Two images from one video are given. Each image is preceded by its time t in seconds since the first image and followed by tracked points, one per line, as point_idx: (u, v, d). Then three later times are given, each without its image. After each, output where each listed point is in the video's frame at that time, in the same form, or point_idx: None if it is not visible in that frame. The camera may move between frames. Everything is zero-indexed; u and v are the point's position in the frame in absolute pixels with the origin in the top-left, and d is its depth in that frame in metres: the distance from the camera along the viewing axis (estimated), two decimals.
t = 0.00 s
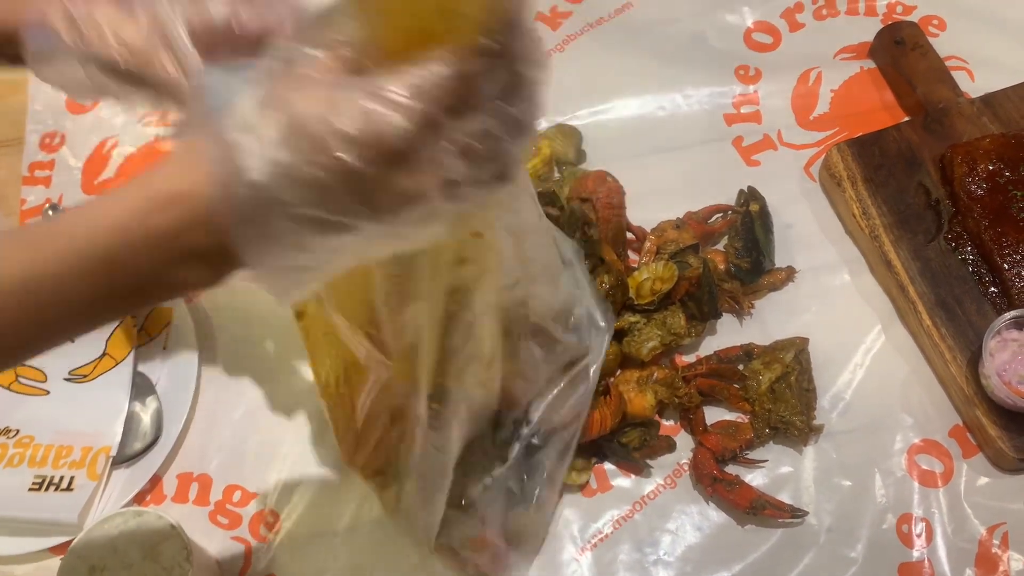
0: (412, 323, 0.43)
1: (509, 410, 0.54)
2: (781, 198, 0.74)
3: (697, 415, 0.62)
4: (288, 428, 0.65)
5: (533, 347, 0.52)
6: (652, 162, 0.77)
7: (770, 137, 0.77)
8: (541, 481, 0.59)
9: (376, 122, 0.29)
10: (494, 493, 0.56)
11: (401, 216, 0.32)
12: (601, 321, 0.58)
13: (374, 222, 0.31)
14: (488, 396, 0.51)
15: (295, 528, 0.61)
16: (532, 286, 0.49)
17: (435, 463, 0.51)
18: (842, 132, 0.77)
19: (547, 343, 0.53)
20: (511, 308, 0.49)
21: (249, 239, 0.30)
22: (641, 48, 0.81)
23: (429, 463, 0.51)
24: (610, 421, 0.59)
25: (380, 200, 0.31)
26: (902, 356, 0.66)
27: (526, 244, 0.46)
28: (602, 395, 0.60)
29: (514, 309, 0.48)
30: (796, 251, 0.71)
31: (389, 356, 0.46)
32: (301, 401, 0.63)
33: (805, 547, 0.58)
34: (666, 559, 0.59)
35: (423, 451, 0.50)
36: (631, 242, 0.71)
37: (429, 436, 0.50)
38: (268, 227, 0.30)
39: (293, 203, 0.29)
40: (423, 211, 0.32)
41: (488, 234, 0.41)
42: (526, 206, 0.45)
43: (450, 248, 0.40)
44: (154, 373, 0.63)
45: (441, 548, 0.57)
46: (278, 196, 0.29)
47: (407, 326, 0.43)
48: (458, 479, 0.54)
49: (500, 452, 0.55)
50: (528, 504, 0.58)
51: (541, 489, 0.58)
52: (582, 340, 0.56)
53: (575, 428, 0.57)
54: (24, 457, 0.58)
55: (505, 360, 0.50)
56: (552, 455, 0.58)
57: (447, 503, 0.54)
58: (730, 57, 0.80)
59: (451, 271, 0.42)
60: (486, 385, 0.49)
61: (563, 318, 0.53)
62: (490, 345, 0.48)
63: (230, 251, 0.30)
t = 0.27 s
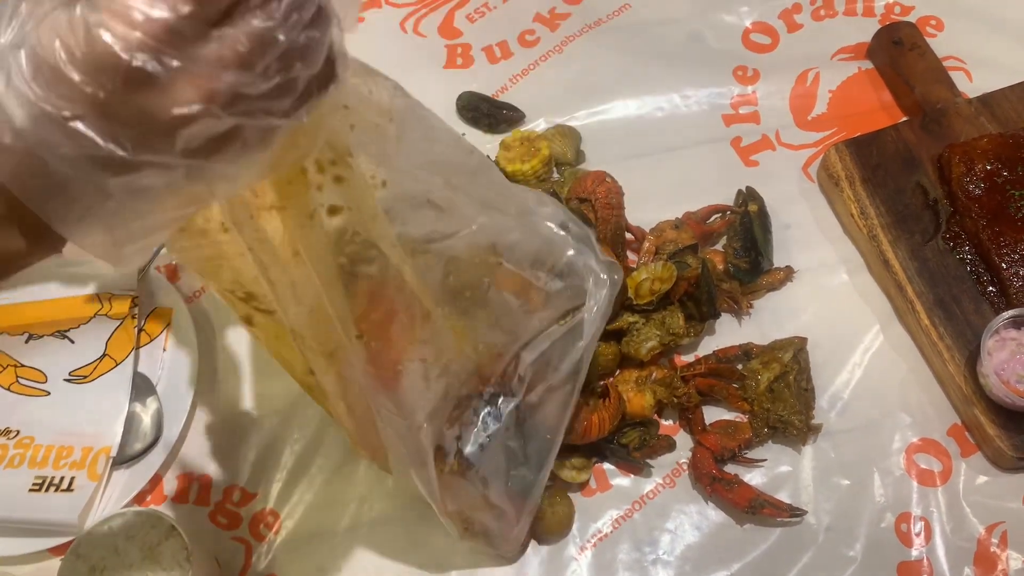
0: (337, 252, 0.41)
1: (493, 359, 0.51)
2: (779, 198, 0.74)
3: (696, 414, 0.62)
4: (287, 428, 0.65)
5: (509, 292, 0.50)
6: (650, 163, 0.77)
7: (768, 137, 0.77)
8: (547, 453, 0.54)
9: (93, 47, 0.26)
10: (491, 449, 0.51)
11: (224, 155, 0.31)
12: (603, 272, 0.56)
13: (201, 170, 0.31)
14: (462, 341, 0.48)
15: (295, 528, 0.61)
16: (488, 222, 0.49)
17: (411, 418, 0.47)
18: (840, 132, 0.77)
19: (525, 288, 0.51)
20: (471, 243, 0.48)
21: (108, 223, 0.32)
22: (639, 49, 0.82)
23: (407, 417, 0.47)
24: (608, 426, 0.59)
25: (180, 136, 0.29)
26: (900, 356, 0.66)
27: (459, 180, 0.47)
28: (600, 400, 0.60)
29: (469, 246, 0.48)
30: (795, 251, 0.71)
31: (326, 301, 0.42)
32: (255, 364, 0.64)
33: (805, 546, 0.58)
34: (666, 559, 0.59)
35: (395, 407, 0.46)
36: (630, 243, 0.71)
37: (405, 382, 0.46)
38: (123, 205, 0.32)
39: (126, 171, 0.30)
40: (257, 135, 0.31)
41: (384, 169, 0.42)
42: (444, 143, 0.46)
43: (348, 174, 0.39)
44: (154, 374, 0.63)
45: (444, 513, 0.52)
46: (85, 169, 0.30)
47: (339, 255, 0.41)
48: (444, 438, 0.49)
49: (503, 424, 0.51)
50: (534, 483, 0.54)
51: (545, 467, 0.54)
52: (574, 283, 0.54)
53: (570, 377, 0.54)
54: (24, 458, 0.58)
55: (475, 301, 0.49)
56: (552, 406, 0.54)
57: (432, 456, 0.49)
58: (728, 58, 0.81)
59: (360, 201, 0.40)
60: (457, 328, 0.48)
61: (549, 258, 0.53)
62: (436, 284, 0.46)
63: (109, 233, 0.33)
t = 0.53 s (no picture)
0: (309, 226, 0.38)
1: (489, 334, 0.52)
2: (777, 198, 0.74)
3: (695, 414, 0.62)
4: (287, 427, 0.65)
5: (504, 266, 0.50)
6: (648, 163, 0.77)
7: (766, 138, 0.77)
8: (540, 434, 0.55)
9: None
10: (482, 424, 0.52)
11: (162, 118, 0.29)
12: (607, 249, 0.57)
13: (140, 137, 0.30)
14: (455, 316, 0.49)
15: (294, 527, 0.61)
16: (479, 192, 0.47)
17: (397, 393, 0.45)
18: (838, 132, 0.77)
19: (523, 263, 0.51)
20: (462, 212, 0.46)
21: (57, 194, 0.32)
22: (638, 51, 0.82)
23: (391, 391, 0.45)
24: (607, 424, 0.59)
25: (99, 103, 0.28)
26: (898, 355, 0.66)
27: (450, 148, 0.45)
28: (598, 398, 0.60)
29: (460, 215, 0.46)
30: (793, 251, 0.72)
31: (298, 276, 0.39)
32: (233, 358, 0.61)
33: (803, 545, 0.59)
34: (664, 558, 0.59)
35: (378, 381, 0.44)
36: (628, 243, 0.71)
37: (388, 355, 0.44)
38: (65, 178, 0.31)
39: (62, 143, 0.29)
40: (196, 97, 0.29)
41: (362, 137, 0.39)
42: (433, 107, 0.43)
43: (312, 142, 0.36)
44: (154, 374, 0.63)
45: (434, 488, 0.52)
46: (19, 144, 0.29)
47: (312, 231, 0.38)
48: (434, 413, 0.50)
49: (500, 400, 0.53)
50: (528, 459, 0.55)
51: (539, 442, 0.55)
52: (575, 260, 0.55)
53: (568, 357, 0.55)
54: (24, 458, 0.58)
55: (471, 279, 0.48)
56: (545, 390, 0.55)
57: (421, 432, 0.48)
58: (725, 59, 0.81)
59: (327, 170, 0.37)
60: (450, 303, 0.48)
61: (547, 232, 0.52)
62: (421, 255, 0.45)
63: (61, 206, 0.32)
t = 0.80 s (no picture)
0: (307, 206, 0.38)
1: (486, 318, 0.50)
2: (778, 199, 0.74)
3: (695, 416, 0.62)
4: (286, 430, 0.65)
5: (503, 249, 0.48)
6: (648, 164, 0.77)
7: (766, 138, 0.77)
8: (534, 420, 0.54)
9: None
10: (479, 410, 0.51)
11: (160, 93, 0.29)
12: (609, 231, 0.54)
13: (136, 114, 0.30)
14: (451, 301, 0.47)
15: (293, 530, 0.61)
16: (479, 173, 0.45)
17: (393, 378, 0.45)
18: (838, 133, 0.77)
19: (523, 245, 0.49)
20: (461, 194, 0.44)
21: (56, 172, 0.32)
22: (637, 52, 0.82)
23: (389, 376, 0.45)
24: (608, 427, 0.58)
25: (89, 82, 0.28)
26: (899, 356, 0.66)
27: (449, 128, 0.43)
28: (598, 400, 0.60)
29: (458, 198, 0.44)
30: (794, 252, 0.71)
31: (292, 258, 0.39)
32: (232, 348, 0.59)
33: (804, 547, 0.58)
34: (665, 561, 0.59)
35: (376, 365, 0.44)
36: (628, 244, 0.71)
37: (385, 340, 0.44)
38: (62, 158, 0.31)
39: (54, 122, 0.30)
40: (192, 72, 0.29)
41: (361, 114, 0.38)
42: (431, 86, 0.41)
43: (312, 120, 0.36)
44: (153, 377, 0.63)
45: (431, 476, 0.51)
46: (11, 124, 0.29)
47: (309, 211, 0.38)
48: (428, 400, 0.49)
49: (495, 386, 0.51)
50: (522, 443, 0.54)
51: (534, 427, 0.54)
52: (576, 241, 0.52)
53: (567, 342, 0.54)
54: (22, 461, 0.58)
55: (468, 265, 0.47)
56: (541, 375, 0.54)
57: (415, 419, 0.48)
58: (725, 59, 0.81)
59: (329, 151, 0.37)
60: (447, 286, 0.47)
61: (548, 214, 0.50)
62: (417, 236, 0.43)
63: (62, 183, 0.33)
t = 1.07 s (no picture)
0: (296, 185, 0.38)
1: (461, 315, 0.48)
2: (776, 200, 0.74)
3: (693, 416, 0.62)
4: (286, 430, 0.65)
5: (480, 245, 0.46)
6: (646, 166, 0.77)
7: (764, 139, 0.77)
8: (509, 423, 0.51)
9: None
10: (454, 409, 0.49)
11: (191, 62, 0.31)
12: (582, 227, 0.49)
13: (167, 87, 0.32)
14: (427, 295, 0.46)
15: (292, 530, 0.61)
16: (455, 165, 0.44)
17: (370, 368, 0.44)
18: (836, 134, 0.77)
19: (498, 240, 0.47)
20: (436, 188, 0.43)
21: (87, 156, 0.34)
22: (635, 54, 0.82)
23: (367, 367, 0.44)
24: (604, 429, 0.59)
25: (128, 53, 0.31)
26: (896, 357, 0.66)
27: (426, 118, 0.42)
28: (596, 402, 0.60)
29: (433, 192, 0.43)
30: (792, 253, 0.71)
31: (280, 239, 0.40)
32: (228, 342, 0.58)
33: (802, 547, 0.59)
34: (664, 561, 0.59)
35: (353, 355, 0.43)
36: (627, 245, 0.71)
37: (366, 329, 0.43)
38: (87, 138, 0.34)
39: (87, 102, 0.32)
40: (218, 36, 0.31)
41: (347, 101, 0.38)
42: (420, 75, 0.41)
43: (306, 95, 0.36)
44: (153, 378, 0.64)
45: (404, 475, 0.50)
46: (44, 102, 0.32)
47: (298, 192, 0.38)
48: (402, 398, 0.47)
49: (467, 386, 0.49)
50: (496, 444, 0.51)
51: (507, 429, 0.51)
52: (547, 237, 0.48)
53: (543, 338, 0.49)
54: (23, 462, 0.58)
55: (441, 258, 0.45)
56: (516, 373, 0.50)
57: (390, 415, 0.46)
58: (723, 61, 0.81)
59: (320, 130, 0.37)
60: (423, 280, 0.45)
61: (520, 211, 0.47)
62: (393, 228, 0.42)
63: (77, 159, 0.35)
